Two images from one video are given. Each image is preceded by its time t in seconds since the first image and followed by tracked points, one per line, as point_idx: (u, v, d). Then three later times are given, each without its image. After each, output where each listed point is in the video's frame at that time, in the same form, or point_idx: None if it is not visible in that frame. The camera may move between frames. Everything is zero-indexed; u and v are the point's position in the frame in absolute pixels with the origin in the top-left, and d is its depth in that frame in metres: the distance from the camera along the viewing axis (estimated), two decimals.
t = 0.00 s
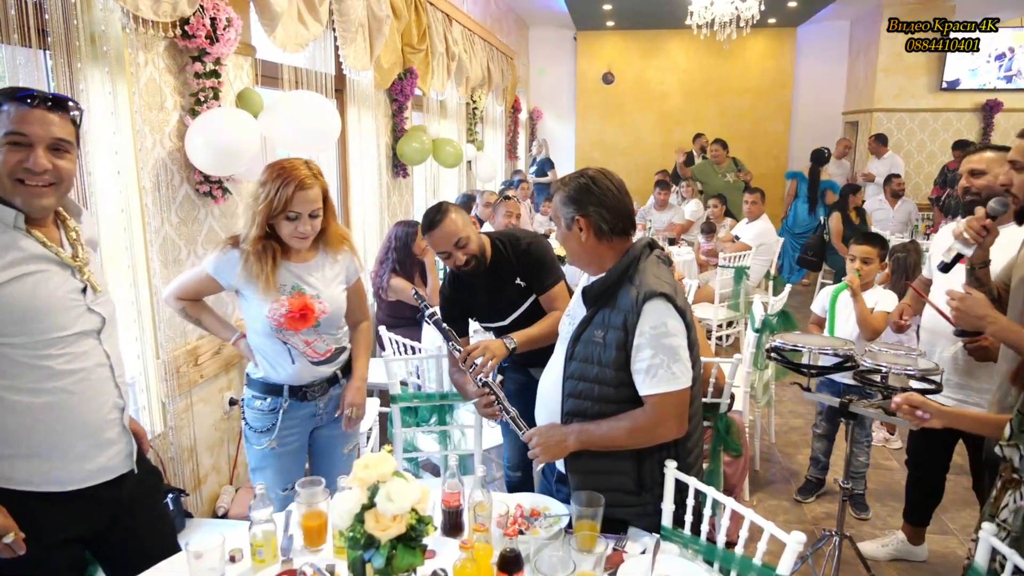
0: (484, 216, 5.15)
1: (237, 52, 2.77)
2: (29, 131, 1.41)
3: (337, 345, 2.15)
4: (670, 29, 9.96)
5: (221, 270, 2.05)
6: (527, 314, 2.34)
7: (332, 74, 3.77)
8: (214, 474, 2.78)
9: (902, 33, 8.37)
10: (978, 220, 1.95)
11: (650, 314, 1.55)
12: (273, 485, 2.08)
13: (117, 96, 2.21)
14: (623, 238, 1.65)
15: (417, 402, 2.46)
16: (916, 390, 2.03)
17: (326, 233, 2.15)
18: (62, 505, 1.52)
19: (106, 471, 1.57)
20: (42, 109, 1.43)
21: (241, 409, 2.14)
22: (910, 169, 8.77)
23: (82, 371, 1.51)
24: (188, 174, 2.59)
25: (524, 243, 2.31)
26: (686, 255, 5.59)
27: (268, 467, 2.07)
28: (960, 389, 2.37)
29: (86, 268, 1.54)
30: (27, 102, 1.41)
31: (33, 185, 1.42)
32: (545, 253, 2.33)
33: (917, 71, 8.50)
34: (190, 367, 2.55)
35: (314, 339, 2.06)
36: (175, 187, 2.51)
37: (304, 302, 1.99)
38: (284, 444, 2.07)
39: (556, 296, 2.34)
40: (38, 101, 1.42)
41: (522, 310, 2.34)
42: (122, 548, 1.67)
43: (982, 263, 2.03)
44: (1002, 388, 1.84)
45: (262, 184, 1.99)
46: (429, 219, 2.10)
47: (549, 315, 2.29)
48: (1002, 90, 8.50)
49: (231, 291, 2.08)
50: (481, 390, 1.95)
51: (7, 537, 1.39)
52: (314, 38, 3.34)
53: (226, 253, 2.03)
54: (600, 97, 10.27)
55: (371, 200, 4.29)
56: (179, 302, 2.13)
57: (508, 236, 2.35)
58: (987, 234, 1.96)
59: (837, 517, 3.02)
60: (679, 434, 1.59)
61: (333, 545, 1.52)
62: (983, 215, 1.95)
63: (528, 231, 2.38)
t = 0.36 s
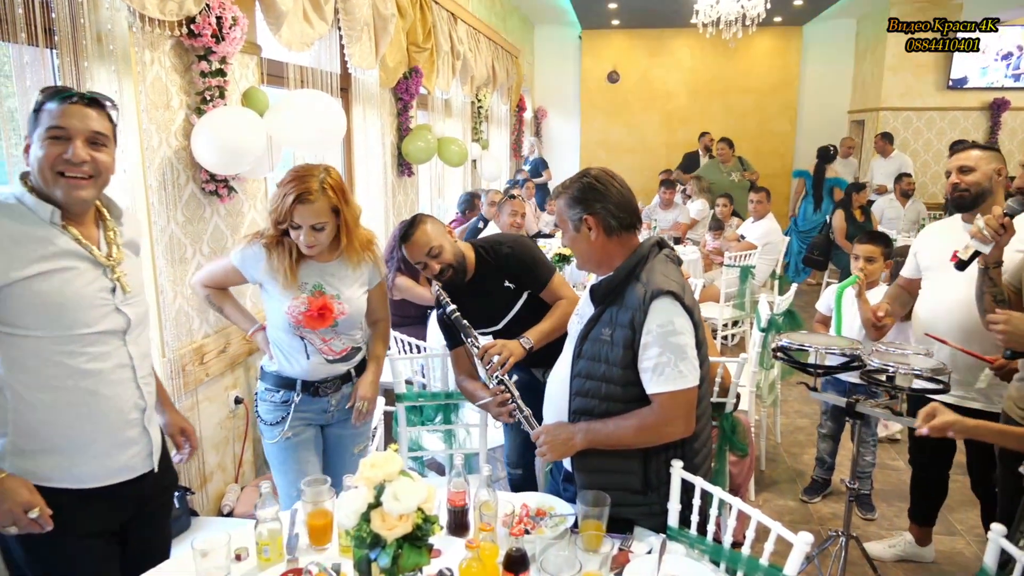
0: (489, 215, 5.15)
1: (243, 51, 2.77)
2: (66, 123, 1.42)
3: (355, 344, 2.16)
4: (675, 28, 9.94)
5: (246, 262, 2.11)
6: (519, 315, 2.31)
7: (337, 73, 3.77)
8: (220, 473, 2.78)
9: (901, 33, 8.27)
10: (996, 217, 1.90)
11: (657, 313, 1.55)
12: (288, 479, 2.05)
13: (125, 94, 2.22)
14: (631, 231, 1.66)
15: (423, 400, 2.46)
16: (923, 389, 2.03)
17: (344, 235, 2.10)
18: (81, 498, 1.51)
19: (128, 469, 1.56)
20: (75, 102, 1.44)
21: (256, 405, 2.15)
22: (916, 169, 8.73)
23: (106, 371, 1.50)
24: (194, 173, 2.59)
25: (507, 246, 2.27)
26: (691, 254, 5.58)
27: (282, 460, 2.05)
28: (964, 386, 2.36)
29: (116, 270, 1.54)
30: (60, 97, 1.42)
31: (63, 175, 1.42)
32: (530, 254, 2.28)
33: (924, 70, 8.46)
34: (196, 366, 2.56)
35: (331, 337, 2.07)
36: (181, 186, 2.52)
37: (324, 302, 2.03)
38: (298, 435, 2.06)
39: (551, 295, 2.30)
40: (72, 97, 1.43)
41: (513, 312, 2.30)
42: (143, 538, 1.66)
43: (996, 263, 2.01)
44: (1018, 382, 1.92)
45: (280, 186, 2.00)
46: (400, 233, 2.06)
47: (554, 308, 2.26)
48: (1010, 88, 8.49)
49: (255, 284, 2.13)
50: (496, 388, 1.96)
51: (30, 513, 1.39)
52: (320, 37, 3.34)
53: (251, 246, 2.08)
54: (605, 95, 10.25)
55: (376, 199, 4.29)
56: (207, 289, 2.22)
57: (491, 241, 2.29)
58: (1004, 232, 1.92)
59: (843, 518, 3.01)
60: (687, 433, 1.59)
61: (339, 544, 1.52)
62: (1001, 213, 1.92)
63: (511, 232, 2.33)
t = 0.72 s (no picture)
0: (495, 214, 5.14)
1: (250, 50, 2.77)
2: (157, 158, 1.46)
3: (365, 344, 2.16)
4: (680, 27, 9.91)
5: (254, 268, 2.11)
6: (528, 317, 2.30)
7: (344, 72, 3.77)
8: (227, 471, 2.78)
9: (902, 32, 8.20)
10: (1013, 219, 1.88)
11: (669, 311, 1.54)
12: (290, 481, 2.03)
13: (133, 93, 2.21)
14: (642, 229, 1.66)
15: (430, 399, 2.46)
16: (933, 389, 2.01)
17: (343, 237, 2.05)
18: (103, 491, 1.50)
19: (154, 461, 1.55)
20: (160, 135, 1.47)
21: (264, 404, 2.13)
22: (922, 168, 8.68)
23: (130, 362, 1.50)
24: (201, 172, 2.59)
25: (511, 249, 2.25)
26: (698, 253, 5.57)
27: (285, 462, 2.03)
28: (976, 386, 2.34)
29: (138, 257, 1.54)
30: (150, 126, 1.44)
31: (137, 203, 1.48)
32: (534, 256, 2.27)
33: (932, 69, 8.41)
34: (203, 365, 2.56)
35: (341, 337, 2.07)
36: (188, 184, 2.52)
37: (332, 301, 2.02)
38: (303, 438, 2.04)
39: (558, 296, 2.29)
40: (157, 127, 1.47)
41: (522, 314, 2.29)
42: (163, 527, 1.65)
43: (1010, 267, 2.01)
44: None
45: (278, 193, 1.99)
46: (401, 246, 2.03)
47: (564, 307, 2.26)
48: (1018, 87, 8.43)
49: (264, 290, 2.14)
50: (506, 387, 1.97)
51: (49, 506, 1.37)
52: (327, 35, 3.34)
53: (256, 250, 2.09)
54: (610, 94, 10.22)
55: (383, 198, 4.29)
56: (218, 301, 2.19)
57: (492, 245, 2.26)
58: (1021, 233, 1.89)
59: (851, 518, 2.99)
60: (699, 433, 1.58)
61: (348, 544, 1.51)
62: (1015, 215, 1.90)
63: (513, 234, 2.31)
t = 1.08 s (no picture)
0: (504, 213, 5.13)
1: (260, 47, 2.76)
2: (207, 181, 1.44)
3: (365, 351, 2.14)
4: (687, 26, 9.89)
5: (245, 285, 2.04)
6: (541, 318, 2.28)
7: (353, 71, 3.75)
8: (237, 471, 2.77)
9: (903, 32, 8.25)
10: None
11: (687, 311, 1.52)
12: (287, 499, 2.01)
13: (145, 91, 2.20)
14: (659, 229, 1.64)
15: (441, 399, 2.44)
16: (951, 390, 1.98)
17: (338, 241, 2.00)
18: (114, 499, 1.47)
19: (162, 476, 1.54)
20: (213, 160, 1.45)
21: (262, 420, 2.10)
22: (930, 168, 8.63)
23: (154, 378, 1.50)
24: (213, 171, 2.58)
25: (523, 251, 2.23)
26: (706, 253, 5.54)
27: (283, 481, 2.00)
28: (995, 387, 2.31)
29: (171, 276, 1.54)
30: (206, 150, 1.42)
31: (177, 222, 1.47)
32: (547, 257, 2.25)
33: (940, 67, 8.37)
34: (214, 364, 2.55)
35: (344, 344, 2.05)
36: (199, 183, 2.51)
37: (333, 307, 2.01)
38: (305, 457, 2.01)
39: (572, 296, 2.27)
40: (212, 152, 1.45)
41: (535, 314, 2.27)
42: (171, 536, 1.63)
43: None
44: None
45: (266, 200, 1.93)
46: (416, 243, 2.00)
47: (578, 307, 2.23)
48: None
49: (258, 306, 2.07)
50: (521, 390, 1.95)
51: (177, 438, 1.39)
52: (336, 33, 3.33)
53: (245, 264, 2.02)
54: (616, 93, 10.19)
55: (391, 197, 4.28)
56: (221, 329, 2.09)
57: (504, 245, 2.25)
58: None
59: (863, 520, 2.97)
60: (718, 434, 1.56)
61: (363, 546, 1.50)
62: None
63: (526, 234, 2.29)
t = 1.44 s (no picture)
0: (513, 212, 5.10)
1: (273, 46, 2.75)
2: (256, 204, 1.38)
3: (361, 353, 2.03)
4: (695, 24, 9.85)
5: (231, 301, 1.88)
6: (557, 314, 2.25)
7: (364, 69, 3.74)
8: (249, 472, 2.76)
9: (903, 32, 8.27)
10: None
11: (713, 314, 1.49)
12: (290, 512, 1.92)
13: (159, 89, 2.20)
14: (683, 229, 1.61)
15: (455, 401, 2.41)
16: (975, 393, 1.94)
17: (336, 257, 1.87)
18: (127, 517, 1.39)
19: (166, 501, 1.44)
20: (264, 181, 1.39)
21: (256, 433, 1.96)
22: (940, 167, 8.57)
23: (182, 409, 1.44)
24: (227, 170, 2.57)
25: (543, 245, 2.22)
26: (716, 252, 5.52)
27: (286, 495, 1.91)
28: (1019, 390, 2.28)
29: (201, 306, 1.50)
30: (257, 172, 1.36)
31: (225, 242, 1.42)
32: (568, 253, 2.24)
33: (951, 66, 8.30)
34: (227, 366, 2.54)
35: (339, 353, 1.93)
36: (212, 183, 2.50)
37: (332, 325, 1.90)
38: (309, 470, 1.92)
39: (590, 293, 2.24)
40: (261, 173, 1.38)
41: (552, 310, 2.24)
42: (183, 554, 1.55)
43: None
44: None
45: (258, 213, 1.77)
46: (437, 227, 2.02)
47: (596, 304, 2.22)
48: None
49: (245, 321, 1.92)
50: (537, 383, 1.90)
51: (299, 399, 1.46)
52: (348, 31, 3.31)
53: (232, 280, 1.87)
54: (624, 92, 10.15)
55: (401, 196, 4.26)
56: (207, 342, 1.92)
57: (525, 239, 2.24)
58: None
59: (881, 523, 2.93)
60: (743, 438, 1.54)
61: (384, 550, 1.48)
62: None
63: (545, 231, 2.28)
